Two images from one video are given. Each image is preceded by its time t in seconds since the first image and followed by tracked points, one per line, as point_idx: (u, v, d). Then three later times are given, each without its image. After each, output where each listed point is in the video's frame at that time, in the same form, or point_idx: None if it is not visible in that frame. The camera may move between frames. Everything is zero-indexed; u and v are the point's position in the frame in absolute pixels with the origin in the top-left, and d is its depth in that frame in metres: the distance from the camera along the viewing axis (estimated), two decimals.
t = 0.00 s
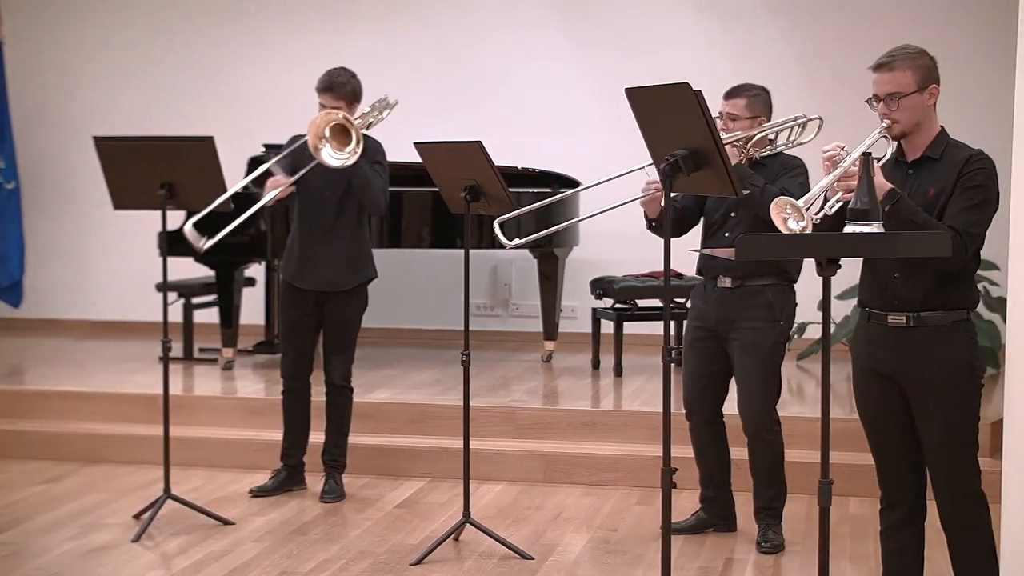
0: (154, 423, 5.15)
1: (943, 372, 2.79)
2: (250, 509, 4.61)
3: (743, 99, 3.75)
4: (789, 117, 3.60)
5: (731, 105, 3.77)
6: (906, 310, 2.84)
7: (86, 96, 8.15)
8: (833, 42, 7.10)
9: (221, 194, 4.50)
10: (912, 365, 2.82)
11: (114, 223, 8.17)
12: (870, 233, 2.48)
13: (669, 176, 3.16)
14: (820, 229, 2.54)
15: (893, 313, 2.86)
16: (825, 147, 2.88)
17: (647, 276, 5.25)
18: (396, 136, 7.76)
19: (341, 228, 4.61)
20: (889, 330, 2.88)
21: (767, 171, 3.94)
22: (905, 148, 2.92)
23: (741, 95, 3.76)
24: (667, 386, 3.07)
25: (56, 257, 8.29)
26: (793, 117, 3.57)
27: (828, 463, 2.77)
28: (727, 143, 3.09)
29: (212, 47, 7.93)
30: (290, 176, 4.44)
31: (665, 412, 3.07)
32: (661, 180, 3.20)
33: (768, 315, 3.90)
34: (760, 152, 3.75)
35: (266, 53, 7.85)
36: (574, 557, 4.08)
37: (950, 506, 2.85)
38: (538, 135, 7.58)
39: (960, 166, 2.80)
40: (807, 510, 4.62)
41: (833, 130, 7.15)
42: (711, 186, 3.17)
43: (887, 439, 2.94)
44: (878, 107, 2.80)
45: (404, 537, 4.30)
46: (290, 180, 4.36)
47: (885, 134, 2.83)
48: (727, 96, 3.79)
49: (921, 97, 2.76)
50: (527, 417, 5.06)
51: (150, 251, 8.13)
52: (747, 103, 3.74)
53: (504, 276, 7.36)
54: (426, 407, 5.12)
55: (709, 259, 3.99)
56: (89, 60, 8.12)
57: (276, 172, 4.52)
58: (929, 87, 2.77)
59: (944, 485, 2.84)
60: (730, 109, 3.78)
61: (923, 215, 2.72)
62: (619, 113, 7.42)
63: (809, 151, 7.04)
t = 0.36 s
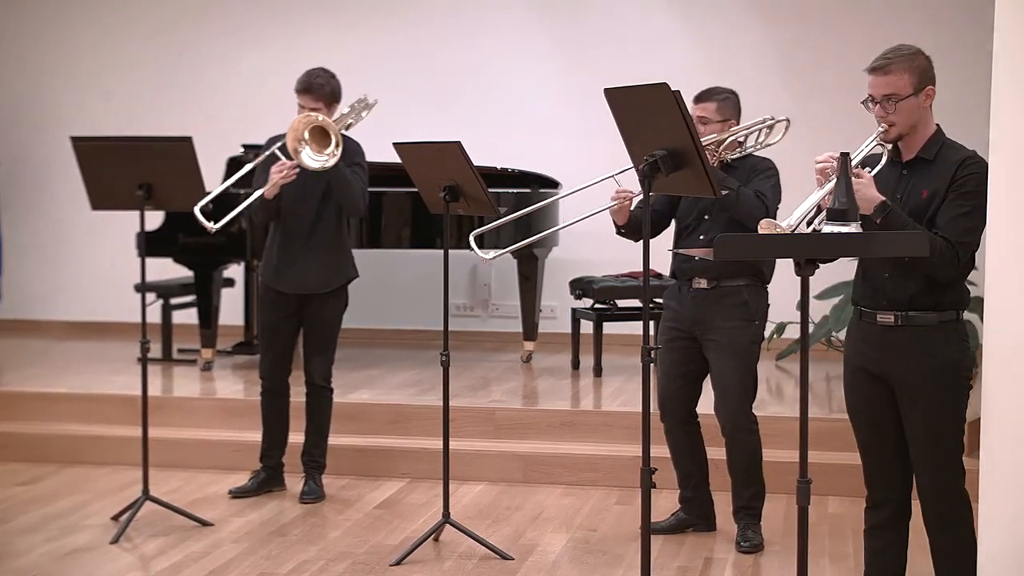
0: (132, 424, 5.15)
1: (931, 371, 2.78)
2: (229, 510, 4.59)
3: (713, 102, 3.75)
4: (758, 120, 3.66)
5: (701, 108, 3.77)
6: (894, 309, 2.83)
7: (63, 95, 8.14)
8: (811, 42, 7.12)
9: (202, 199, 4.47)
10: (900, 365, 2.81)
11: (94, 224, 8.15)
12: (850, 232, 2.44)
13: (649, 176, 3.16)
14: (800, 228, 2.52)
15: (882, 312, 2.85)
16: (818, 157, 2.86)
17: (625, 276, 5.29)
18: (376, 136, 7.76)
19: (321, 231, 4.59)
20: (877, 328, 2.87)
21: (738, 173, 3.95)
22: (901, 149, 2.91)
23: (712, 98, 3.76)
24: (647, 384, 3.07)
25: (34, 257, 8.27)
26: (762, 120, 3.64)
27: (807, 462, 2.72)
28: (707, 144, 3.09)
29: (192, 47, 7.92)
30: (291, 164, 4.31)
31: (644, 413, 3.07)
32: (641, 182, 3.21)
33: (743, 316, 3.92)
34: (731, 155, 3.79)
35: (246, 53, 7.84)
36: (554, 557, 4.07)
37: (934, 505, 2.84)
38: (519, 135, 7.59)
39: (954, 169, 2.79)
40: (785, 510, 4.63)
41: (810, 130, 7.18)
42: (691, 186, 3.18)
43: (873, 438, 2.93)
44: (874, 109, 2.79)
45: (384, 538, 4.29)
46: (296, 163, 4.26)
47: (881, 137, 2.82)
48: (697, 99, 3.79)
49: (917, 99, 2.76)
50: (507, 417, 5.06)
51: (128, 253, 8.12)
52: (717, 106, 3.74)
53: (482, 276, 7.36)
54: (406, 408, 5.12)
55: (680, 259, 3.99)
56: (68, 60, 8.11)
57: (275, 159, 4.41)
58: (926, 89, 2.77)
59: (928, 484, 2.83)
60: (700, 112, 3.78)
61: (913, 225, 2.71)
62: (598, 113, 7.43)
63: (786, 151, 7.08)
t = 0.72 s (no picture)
0: (117, 426, 5.14)
1: (934, 371, 2.71)
2: (215, 511, 4.59)
3: (696, 98, 3.77)
4: (744, 114, 3.61)
5: (686, 105, 3.78)
6: (896, 309, 2.77)
7: (47, 95, 8.13)
8: (796, 40, 7.14)
9: (187, 201, 4.43)
10: (902, 365, 2.75)
11: (79, 224, 8.14)
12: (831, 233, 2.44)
13: (634, 175, 3.16)
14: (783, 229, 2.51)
15: (884, 312, 2.80)
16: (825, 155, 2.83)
17: (610, 277, 5.33)
18: (362, 136, 7.76)
19: (307, 232, 4.59)
20: (880, 328, 2.81)
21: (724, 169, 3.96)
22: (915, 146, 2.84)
23: (696, 94, 3.78)
24: (631, 385, 3.07)
25: (19, 257, 8.26)
26: (748, 114, 3.59)
27: (792, 462, 2.69)
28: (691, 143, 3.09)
29: (177, 45, 7.91)
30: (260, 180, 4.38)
31: (629, 414, 3.07)
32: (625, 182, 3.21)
33: (733, 313, 3.92)
34: (716, 150, 3.80)
35: (231, 52, 7.84)
36: (539, 557, 4.07)
37: (930, 506, 2.77)
38: (505, 134, 7.59)
39: (964, 170, 2.73)
40: (771, 509, 4.64)
41: (796, 128, 7.20)
42: (675, 187, 3.16)
43: (872, 440, 2.86)
44: (889, 109, 2.74)
45: (371, 538, 4.29)
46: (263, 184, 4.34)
47: (895, 136, 2.78)
48: (681, 96, 3.80)
49: (932, 100, 2.70)
50: (493, 417, 5.07)
51: (113, 254, 8.11)
52: (701, 102, 3.75)
53: (469, 276, 7.37)
54: (392, 408, 5.12)
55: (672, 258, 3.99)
56: (52, 59, 8.10)
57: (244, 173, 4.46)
58: (942, 90, 2.70)
59: (926, 484, 2.76)
60: (685, 108, 3.79)
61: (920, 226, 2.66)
62: (584, 113, 7.44)
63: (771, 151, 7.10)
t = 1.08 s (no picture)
0: (111, 426, 5.14)
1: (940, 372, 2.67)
2: (209, 511, 4.58)
3: (708, 97, 3.75)
4: (752, 117, 3.64)
5: (696, 103, 3.76)
6: (903, 309, 2.74)
7: (41, 95, 8.12)
8: (791, 40, 7.14)
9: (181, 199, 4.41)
10: (907, 365, 2.71)
11: (73, 223, 8.13)
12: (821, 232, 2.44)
13: (627, 175, 3.16)
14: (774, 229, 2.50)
15: (892, 312, 2.76)
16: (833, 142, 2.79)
17: (604, 277, 5.34)
18: (357, 136, 7.75)
19: (299, 231, 4.58)
20: (886, 327, 2.78)
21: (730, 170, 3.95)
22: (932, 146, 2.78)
23: (706, 93, 3.76)
24: (625, 386, 3.06)
25: (13, 257, 8.25)
26: (756, 116, 3.62)
27: (785, 462, 2.69)
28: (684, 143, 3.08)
29: (173, 45, 7.90)
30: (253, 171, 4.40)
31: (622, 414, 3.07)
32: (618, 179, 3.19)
33: (730, 314, 3.91)
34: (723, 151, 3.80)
35: (227, 52, 7.83)
36: (534, 557, 4.06)
37: (931, 508, 2.73)
38: (501, 134, 7.59)
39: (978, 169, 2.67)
40: (765, 509, 4.64)
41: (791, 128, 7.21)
42: (669, 186, 3.16)
43: (874, 441, 2.82)
44: (907, 107, 2.71)
45: (365, 538, 4.29)
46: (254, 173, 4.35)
47: (913, 133, 2.74)
48: (692, 94, 3.78)
49: (950, 99, 2.66)
50: (487, 418, 5.07)
51: (107, 254, 8.11)
52: (712, 102, 3.74)
53: (462, 276, 7.38)
54: (386, 408, 5.12)
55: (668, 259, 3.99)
56: (47, 59, 8.09)
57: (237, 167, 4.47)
58: (962, 90, 2.66)
59: (927, 485, 2.72)
60: (695, 107, 3.77)
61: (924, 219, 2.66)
62: (579, 113, 7.44)
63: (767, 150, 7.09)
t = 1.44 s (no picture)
0: (111, 426, 5.14)
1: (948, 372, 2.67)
2: (209, 511, 4.58)
3: (692, 98, 3.76)
4: (737, 115, 3.65)
5: (681, 104, 3.78)
6: (913, 310, 2.72)
7: (41, 95, 8.12)
8: (792, 40, 7.14)
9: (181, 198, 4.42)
10: (915, 365, 2.70)
11: (73, 223, 8.13)
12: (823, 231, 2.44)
13: (627, 175, 3.16)
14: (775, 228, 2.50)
15: (901, 312, 2.75)
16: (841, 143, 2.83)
17: (603, 276, 5.35)
18: (358, 136, 7.75)
19: (299, 231, 4.58)
20: (895, 327, 2.77)
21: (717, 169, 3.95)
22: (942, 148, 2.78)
23: (691, 94, 3.77)
24: (624, 385, 3.06)
25: (13, 257, 8.25)
26: (740, 115, 3.64)
27: (785, 461, 2.69)
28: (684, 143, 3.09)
29: (172, 45, 7.90)
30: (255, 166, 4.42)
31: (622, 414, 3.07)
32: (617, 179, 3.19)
33: (722, 312, 3.92)
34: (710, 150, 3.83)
35: (227, 52, 7.83)
36: (534, 557, 4.06)
37: (936, 507, 2.73)
38: (502, 134, 7.59)
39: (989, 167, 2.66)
40: (765, 509, 4.64)
41: (793, 128, 7.20)
42: (669, 187, 3.16)
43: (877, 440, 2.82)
44: (915, 108, 2.71)
45: (365, 538, 4.28)
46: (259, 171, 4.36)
47: (923, 134, 2.74)
48: (676, 96, 3.79)
49: (960, 97, 2.66)
50: (487, 418, 5.06)
51: (107, 253, 8.11)
52: (697, 103, 3.75)
53: (462, 276, 7.37)
54: (386, 409, 5.12)
55: (656, 258, 3.98)
56: (47, 59, 8.09)
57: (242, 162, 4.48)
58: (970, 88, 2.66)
59: (933, 483, 2.73)
60: (681, 108, 3.78)
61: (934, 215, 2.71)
62: (579, 113, 7.44)
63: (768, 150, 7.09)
